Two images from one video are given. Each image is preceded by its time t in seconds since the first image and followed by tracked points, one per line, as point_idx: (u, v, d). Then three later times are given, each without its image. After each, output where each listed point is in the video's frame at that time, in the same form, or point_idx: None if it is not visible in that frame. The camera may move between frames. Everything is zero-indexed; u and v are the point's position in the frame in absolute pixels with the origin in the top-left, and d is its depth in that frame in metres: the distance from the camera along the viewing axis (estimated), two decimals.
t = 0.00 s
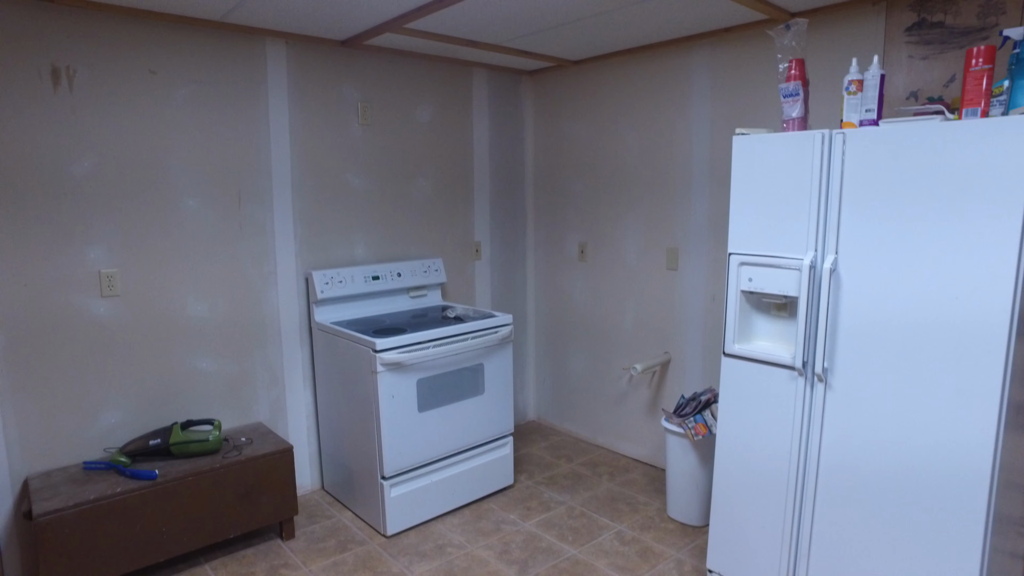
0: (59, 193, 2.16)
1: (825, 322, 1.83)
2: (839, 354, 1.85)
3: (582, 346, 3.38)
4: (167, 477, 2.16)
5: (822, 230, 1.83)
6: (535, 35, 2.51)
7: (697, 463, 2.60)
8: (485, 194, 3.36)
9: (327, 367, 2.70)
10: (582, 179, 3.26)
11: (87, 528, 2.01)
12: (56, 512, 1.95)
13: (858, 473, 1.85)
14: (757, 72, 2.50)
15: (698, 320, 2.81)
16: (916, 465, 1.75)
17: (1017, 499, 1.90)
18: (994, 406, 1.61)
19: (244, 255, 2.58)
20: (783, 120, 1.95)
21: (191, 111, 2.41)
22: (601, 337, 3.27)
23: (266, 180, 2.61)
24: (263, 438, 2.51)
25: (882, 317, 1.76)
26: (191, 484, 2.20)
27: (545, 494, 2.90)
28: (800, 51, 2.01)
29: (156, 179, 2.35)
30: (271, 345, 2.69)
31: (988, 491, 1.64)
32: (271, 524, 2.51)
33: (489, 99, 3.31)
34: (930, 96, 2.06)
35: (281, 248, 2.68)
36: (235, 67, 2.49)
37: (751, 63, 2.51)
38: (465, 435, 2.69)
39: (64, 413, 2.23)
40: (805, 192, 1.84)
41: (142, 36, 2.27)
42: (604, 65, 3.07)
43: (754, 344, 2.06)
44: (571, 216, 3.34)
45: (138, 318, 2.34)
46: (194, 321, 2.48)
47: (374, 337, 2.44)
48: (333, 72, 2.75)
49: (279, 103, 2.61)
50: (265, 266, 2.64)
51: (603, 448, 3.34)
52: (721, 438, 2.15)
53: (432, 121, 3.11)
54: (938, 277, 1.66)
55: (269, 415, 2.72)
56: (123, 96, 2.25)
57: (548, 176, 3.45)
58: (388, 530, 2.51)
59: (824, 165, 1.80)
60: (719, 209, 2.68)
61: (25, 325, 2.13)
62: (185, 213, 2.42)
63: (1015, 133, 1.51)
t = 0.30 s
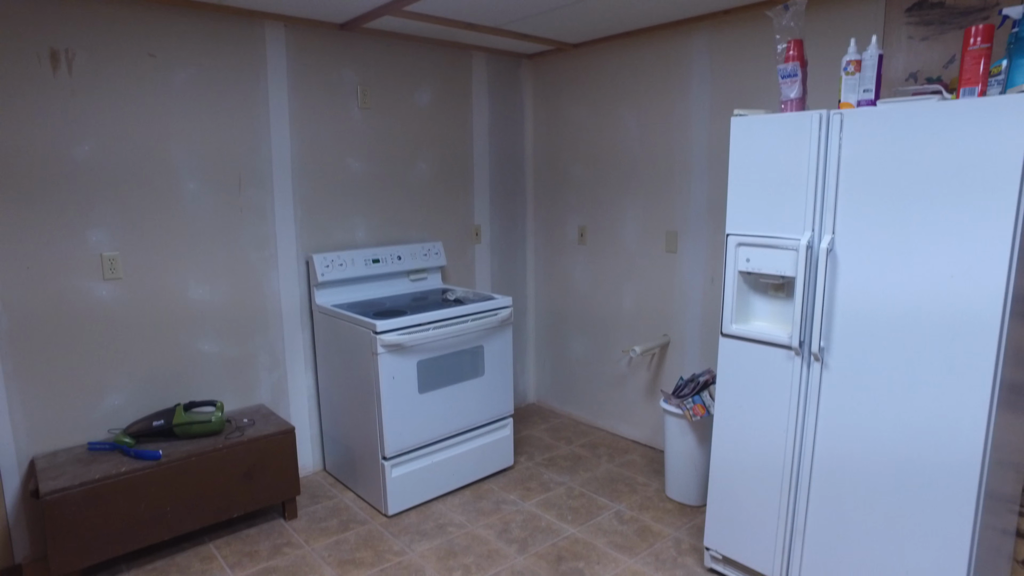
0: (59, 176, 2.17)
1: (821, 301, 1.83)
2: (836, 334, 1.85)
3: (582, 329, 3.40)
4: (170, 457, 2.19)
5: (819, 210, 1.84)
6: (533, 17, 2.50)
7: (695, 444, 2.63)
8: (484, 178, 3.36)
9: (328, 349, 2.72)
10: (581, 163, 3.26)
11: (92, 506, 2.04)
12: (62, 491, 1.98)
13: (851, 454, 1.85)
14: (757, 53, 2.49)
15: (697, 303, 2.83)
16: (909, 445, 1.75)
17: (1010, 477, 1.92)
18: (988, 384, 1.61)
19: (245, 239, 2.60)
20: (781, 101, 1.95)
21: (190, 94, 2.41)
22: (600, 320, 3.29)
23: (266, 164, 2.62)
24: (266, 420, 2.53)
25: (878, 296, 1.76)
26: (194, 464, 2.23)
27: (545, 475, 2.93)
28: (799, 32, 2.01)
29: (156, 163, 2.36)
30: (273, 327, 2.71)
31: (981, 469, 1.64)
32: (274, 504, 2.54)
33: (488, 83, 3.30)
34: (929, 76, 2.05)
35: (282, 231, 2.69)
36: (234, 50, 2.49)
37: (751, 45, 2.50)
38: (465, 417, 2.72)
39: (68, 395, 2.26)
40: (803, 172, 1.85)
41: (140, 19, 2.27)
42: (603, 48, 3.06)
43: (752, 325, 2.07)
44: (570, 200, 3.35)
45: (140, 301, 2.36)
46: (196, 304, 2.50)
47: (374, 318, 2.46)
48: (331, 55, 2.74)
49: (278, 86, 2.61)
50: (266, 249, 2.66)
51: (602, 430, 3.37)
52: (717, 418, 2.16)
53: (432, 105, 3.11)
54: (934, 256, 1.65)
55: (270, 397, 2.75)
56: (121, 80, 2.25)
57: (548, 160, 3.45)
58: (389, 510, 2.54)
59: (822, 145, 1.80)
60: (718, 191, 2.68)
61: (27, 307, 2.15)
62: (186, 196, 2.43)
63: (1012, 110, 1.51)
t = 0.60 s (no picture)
0: (61, 153, 2.17)
1: (822, 276, 1.83)
2: (837, 309, 1.85)
3: (584, 306, 3.41)
4: (177, 432, 2.22)
5: (821, 184, 1.83)
6: None
7: (696, 419, 2.65)
8: (486, 154, 3.35)
9: (331, 326, 2.74)
10: (584, 139, 3.24)
11: (101, 479, 2.08)
12: (72, 464, 2.02)
13: (849, 428, 1.86)
14: (762, 27, 2.46)
15: (699, 280, 2.83)
16: (906, 419, 1.75)
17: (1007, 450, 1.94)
18: (986, 358, 1.60)
19: (248, 216, 2.60)
20: (785, 75, 1.94)
21: (190, 71, 2.39)
22: (602, 297, 3.29)
23: (267, 141, 2.61)
24: (270, 395, 2.56)
25: (879, 271, 1.75)
26: (201, 439, 2.26)
27: (547, 450, 2.97)
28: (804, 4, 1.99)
29: (158, 140, 2.35)
30: (276, 304, 2.73)
31: (977, 442, 1.65)
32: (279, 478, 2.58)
33: (490, 59, 3.27)
34: (935, 50, 2.03)
35: (284, 209, 2.69)
36: (234, 25, 2.47)
37: (756, 18, 2.47)
38: (468, 393, 2.74)
39: (75, 370, 2.28)
40: (805, 146, 1.84)
41: None
42: (606, 22, 3.03)
43: (753, 299, 2.08)
44: (573, 177, 3.34)
45: (144, 278, 2.38)
46: (199, 281, 2.51)
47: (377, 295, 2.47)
48: (332, 31, 2.72)
49: (279, 63, 2.60)
50: (268, 226, 2.66)
51: (603, 406, 3.40)
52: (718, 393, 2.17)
53: (434, 81, 3.09)
54: (936, 230, 1.64)
55: (275, 373, 2.77)
56: (121, 56, 2.24)
57: (550, 137, 3.43)
58: (392, 484, 2.58)
59: (825, 119, 1.79)
60: (721, 168, 2.67)
61: (33, 284, 2.17)
62: (188, 173, 2.43)
63: (1017, 82, 1.49)
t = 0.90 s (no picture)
0: (61, 129, 2.16)
1: (824, 250, 1.82)
2: (838, 283, 1.84)
3: (585, 282, 3.41)
4: (181, 407, 2.24)
5: (824, 158, 1.81)
6: None
7: (696, 394, 2.66)
8: (488, 129, 3.32)
9: (333, 302, 2.75)
10: (586, 114, 3.21)
11: (108, 453, 2.11)
12: (78, 438, 2.04)
13: (848, 402, 1.87)
14: None
15: (701, 255, 2.82)
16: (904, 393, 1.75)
17: (1005, 424, 1.95)
18: (986, 331, 1.60)
19: (248, 192, 2.60)
20: (789, 47, 1.91)
21: (188, 45, 2.37)
22: (604, 273, 3.29)
23: (267, 116, 2.60)
24: (273, 371, 2.58)
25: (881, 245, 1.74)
26: (205, 413, 2.28)
27: (548, 425, 2.99)
28: None
29: (157, 116, 2.34)
30: (278, 280, 2.74)
31: (975, 415, 1.65)
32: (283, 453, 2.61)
33: (492, 32, 3.23)
34: (943, 21, 2.00)
35: (285, 184, 2.69)
36: None
37: None
38: (469, 368, 2.76)
39: (80, 346, 2.30)
40: (809, 118, 1.82)
41: None
42: None
43: (754, 274, 2.07)
44: (575, 152, 3.32)
45: (146, 254, 2.38)
46: (201, 257, 2.52)
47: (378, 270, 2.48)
48: (331, 4, 2.68)
49: (278, 37, 2.57)
50: (270, 202, 2.66)
51: (605, 382, 3.42)
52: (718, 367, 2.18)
53: (434, 55, 3.05)
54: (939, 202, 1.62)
55: (277, 349, 2.79)
56: (118, 30, 2.22)
57: (552, 112, 3.40)
58: (395, 458, 2.61)
59: (828, 91, 1.77)
60: (724, 142, 2.65)
61: (36, 260, 2.17)
62: (188, 149, 2.42)
63: None
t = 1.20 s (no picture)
0: (60, 107, 2.15)
1: (826, 226, 1.80)
2: (841, 260, 1.83)
3: (588, 260, 3.41)
4: (186, 384, 2.26)
5: (828, 133, 1.79)
6: None
7: (698, 371, 2.67)
8: (490, 106, 3.29)
9: (335, 280, 2.76)
10: (589, 91, 3.18)
11: (114, 430, 2.13)
12: (85, 415, 2.07)
13: (848, 378, 1.87)
14: None
15: (704, 233, 2.81)
16: (905, 369, 1.75)
17: (1005, 400, 1.95)
18: (988, 307, 1.59)
19: (249, 170, 2.59)
20: (794, 21, 1.88)
21: (186, 20, 2.34)
22: (606, 250, 3.28)
23: (267, 93, 2.58)
24: (277, 349, 2.60)
25: (884, 221, 1.72)
26: (209, 390, 2.31)
27: (550, 402, 3.01)
28: None
29: (156, 93, 2.32)
30: (281, 258, 2.74)
31: (975, 391, 1.65)
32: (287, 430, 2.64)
33: (494, 7, 3.18)
34: None
35: (286, 162, 2.67)
36: None
37: None
38: (471, 346, 2.77)
39: (84, 324, 2.31)
40: (813, 93, 1.79)
41: None
42: None
43: (756, 251, 2.06)
44: (577, 129, 3.29)
45: (148, 232, 2.38)
46: (203, 235, 2.52)
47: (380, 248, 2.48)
48: None
49: (277, 12, 2.53)
50: (271, 180, 2.65)
51: (607, 360, 3.43)
52: (719, 344, 2.18)
53: (436, 30, 3.01)
54: (944, 177, 1.60)
55: (281, 327, 2.81)
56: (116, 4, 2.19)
57: (555, 88, 3.36)
58: (398, 435, 2.63)
59: (834, 65, 1.74)
60: (728, 118, 2.62)
61: (39, 239, 2.18)
62: (188, 127, 2.41)
63: None
